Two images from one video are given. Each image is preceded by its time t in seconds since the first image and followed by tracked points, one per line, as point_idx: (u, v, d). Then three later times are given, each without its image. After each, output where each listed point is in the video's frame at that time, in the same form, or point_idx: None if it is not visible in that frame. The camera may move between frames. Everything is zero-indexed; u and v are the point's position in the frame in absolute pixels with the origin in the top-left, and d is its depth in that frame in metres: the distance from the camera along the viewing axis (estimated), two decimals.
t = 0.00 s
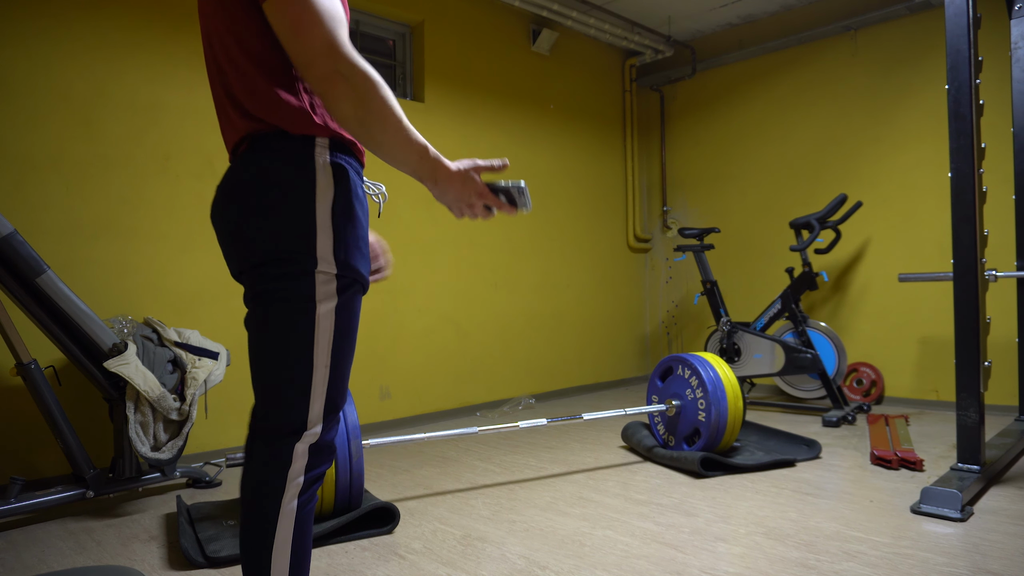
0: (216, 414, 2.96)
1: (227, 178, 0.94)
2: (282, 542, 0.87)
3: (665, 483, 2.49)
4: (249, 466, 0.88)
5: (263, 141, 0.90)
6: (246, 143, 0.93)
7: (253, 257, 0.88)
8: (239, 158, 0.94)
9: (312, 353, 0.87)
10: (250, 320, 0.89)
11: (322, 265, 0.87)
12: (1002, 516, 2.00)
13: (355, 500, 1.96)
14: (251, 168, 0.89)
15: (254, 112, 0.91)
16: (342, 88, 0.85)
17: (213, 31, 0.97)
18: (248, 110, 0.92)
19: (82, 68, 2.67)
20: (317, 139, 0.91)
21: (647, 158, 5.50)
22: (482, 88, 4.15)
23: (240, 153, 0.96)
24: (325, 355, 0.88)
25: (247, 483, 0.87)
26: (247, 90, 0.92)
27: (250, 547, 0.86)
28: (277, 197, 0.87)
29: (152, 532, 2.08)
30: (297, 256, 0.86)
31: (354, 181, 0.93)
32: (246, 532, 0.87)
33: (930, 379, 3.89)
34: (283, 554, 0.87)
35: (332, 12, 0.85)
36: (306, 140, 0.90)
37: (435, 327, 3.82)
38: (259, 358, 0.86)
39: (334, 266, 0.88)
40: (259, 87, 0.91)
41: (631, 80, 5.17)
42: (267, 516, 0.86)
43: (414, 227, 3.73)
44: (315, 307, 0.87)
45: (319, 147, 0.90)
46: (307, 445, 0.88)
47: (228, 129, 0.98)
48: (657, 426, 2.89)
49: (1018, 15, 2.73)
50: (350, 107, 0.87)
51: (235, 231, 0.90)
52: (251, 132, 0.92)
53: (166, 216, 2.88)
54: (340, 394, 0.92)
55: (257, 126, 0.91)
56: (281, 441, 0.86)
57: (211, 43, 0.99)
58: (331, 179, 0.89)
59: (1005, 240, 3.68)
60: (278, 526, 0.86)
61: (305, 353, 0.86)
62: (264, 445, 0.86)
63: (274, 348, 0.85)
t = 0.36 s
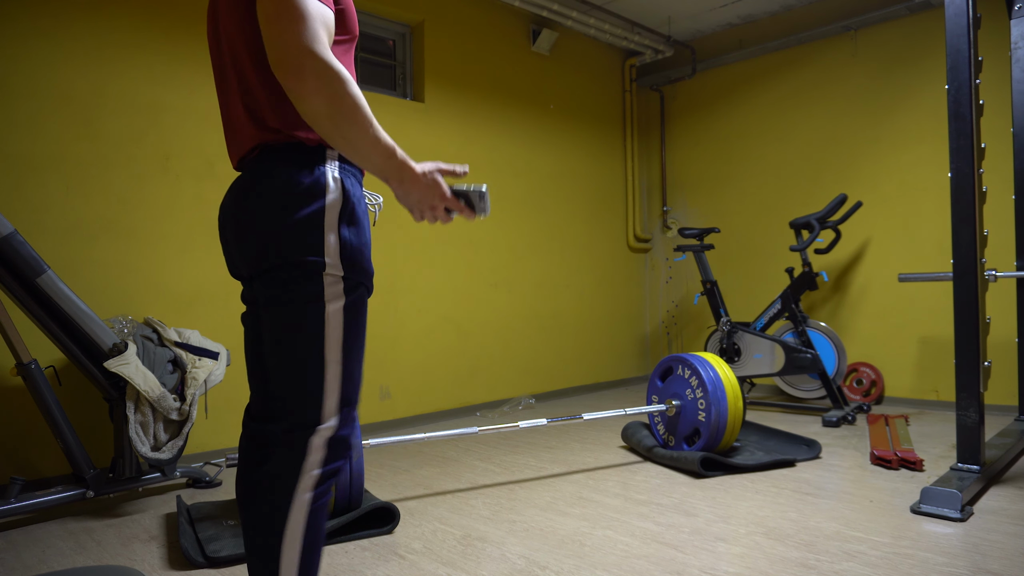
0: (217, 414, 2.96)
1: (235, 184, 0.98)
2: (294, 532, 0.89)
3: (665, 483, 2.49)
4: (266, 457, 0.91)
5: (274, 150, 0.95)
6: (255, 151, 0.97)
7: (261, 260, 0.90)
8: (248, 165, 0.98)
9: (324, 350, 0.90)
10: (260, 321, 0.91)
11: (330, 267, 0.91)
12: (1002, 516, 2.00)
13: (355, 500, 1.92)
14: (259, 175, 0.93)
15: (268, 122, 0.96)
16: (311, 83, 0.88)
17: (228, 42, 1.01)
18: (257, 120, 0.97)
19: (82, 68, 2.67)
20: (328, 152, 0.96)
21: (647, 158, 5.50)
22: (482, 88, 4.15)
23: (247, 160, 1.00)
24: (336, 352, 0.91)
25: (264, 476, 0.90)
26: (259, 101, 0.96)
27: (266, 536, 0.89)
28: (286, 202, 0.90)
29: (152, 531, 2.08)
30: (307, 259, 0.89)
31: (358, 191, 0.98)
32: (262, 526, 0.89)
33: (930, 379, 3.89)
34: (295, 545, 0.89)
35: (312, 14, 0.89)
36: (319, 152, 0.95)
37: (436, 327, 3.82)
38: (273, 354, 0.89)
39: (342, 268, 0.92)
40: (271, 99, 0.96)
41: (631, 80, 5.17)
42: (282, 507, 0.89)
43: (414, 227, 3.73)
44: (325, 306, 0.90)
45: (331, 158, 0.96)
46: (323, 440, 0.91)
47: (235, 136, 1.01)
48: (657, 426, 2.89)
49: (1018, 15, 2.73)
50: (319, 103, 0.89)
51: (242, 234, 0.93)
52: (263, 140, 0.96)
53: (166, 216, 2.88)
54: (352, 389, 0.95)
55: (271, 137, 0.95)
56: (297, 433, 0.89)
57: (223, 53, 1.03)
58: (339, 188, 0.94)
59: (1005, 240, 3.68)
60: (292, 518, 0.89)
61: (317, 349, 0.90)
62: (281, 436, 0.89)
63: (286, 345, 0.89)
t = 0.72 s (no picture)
0: (216, 414, 2.96)
1: (237, 183, 0.99)
2: (336, 528, 0.91)
3: (664, 484, 2.49)
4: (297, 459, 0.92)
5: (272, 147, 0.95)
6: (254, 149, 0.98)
7: (269, 264, 0.92)
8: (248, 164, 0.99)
9: (345, 347, 0.91)
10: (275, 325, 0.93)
11: (337, 266, 0.92)
12: (1002, 516, 2.00)
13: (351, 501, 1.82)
14: (261, 175, 0.94)
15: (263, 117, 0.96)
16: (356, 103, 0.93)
17: (228, 38, 1.02)
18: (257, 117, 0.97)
19: (82, 68, 2.67)
20: (323, 148, 0.95)
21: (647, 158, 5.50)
22: (482, 88, 4.15)
23: (247, 156, 1.01)
24: (356, 348, 0.92)
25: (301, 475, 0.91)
26: (258, 98, 0.96)
27: (304, 536, 0.90)
28: (287, 201, 0.92)
29: (152, 532, 2.08)
30: (313, 258, 0.91)
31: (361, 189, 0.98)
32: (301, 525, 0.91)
33: (930, 379, 3.89)
34: (339, 540, 0.91)
35: (356, 34, 0.93)
36: (314, 146, 0.95)
37: (436, 327, 3.82)
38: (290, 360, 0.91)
39: (349, 265, 0.93)
40: (269, 97, 0.96)
41: (632, 80, 5.17)
42: (320, 506, 0.90)
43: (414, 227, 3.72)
44: (338, 306, 0.91)
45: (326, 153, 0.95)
46: (353, 437, 0.93)
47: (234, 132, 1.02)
48: (657, 426, 2.89)
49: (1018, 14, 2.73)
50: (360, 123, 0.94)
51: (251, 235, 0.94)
52: (261, 138, 0.96)
53: (167, 216, 2.88)
54: (374, 384, 0.96)
55: (268, 134, 0.96)
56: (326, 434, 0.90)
57: (222, 48, 1.04)
58: (338, 184, 0.94)
59: (1005, 240, 3.68)
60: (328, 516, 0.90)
61: (338, 350, 0.90)
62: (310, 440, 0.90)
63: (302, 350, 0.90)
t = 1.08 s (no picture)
0: (216, 414, 2.96)
1: (260, 177, 0.98)
2: (343, 531, 0.91)
3: (664, 483, 2.49)
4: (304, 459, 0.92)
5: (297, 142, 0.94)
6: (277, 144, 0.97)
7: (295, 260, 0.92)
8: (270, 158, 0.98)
9: (360, 347, 0.91)
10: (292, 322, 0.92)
11: (365, 264, 0.92)
12: (1002, 516, 2.00)
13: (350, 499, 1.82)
14: (285, 169, 0.94)
15: (289, 115, 0.95)
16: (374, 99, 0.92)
17: (243, 31, 1.00)
18: (282, 113, 0.95)
19: (82, 68, 2.67)
20: (352, 143, 0.95)
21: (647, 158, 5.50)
22: (482, 87, 4.15)
23: (267, 152, 0.99)
24: (372, 350, 0.92)
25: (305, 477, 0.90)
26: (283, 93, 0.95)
27: (309, 537, 0.90)
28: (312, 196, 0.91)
29: (152, 532, 2.08)
30: (341, 255, 0.90)
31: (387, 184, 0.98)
32: (304, 528, 0.90)
33: (930, 379, 3.89)
34: (344, 542, 0.91)
35: (368, 27, 0.91)
36: (343, 144, 0.94)
37: (436, 327, 3.82)
38: (306, 359, 0.90)
39: (377, 263, 0.93)
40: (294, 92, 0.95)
41: (632, 80, 5.17)
42: (326, 508, 0.90)
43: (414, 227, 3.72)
44: (360, 304, 0.91)
45: (355, 150, 0.95)
46: (359, 439, 0.93)
47: (254, 128, 1.01)
48: (657, 426, 2.89)
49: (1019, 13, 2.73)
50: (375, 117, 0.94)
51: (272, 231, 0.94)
52: (287, 133, 0.95)
53: (167, 216, 2.88)
54: (384, 386, 0.96)
55: (295, 130, 0.94)
56: (334, 434, 0.90)
57: (237, 41, 1.02)
58: (367, 180, 0.94)
59: (1005, 240, 3.69)
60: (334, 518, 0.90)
61: (353, 350, 0.90)
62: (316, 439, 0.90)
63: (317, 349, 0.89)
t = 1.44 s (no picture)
0: (216, 414, 2.96)
1: (263, 174, 0.99)
2: (351, 532, 0.91)
3: (665, 483, 2.49)
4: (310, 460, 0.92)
5: (302, 138, 0.94)
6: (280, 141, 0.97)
7: (299, 260, 0.92)
8: (273, 155, 0.98)
9: (369, 348, 0.91)
10: (297, 322, 0.92)
11: (374, 263, 0.94)
12: (1002, 516, 2.00)
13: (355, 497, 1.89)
14: (290, 167, 0.94)
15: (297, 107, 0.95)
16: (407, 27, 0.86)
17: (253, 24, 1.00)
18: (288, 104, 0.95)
19: (82, 68, 2.67)
20: (360, 141, 0.96)
21: (647, 158, 5.50)
22: (482, 87, 4.15)
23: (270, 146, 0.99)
24: (381, 351, 0.93)
25: (312, 478, 0.90)
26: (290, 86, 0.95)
27: (316, 539, 0.90)
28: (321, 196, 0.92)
29: (152, 532, 2.08)
30: (350, 255, 0.91)
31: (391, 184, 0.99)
32: (309, 530, 0.90)
33: (930, 380, 3.89)
34: (352, 543, 0.91)
35: None
36: (351, 141, 0.95)
37: (436, 327, 3.82)
38: (312, 361, 0.90)
39: (385, 263, 0.95)
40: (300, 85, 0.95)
41: (632, 80, 5.17)
42: (335, 509, 0.90)
43: (414, 227, 3.72)
44: (369, 303, 0.92)
45: (361, 147, 0.96)
46: (369, 440, 0.93)
47: (258, 119, 1.01)
48: (657, 426, 2.89)
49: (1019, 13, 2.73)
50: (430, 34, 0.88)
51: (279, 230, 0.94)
52: (292, 127, 0.95)
53: (167, 216, 2.88)
54: (392, 387, 0.97)
55: (301, 123, 0.94)
56: (343, 435, 0.90)
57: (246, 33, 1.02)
58: (374, 181, 0.96)
59: (1005, 240, 3.69)
60: (342, 520, 0.90)
61: (362, 350, 0.91)
62: (324, 440, 0.90)
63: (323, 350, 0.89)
